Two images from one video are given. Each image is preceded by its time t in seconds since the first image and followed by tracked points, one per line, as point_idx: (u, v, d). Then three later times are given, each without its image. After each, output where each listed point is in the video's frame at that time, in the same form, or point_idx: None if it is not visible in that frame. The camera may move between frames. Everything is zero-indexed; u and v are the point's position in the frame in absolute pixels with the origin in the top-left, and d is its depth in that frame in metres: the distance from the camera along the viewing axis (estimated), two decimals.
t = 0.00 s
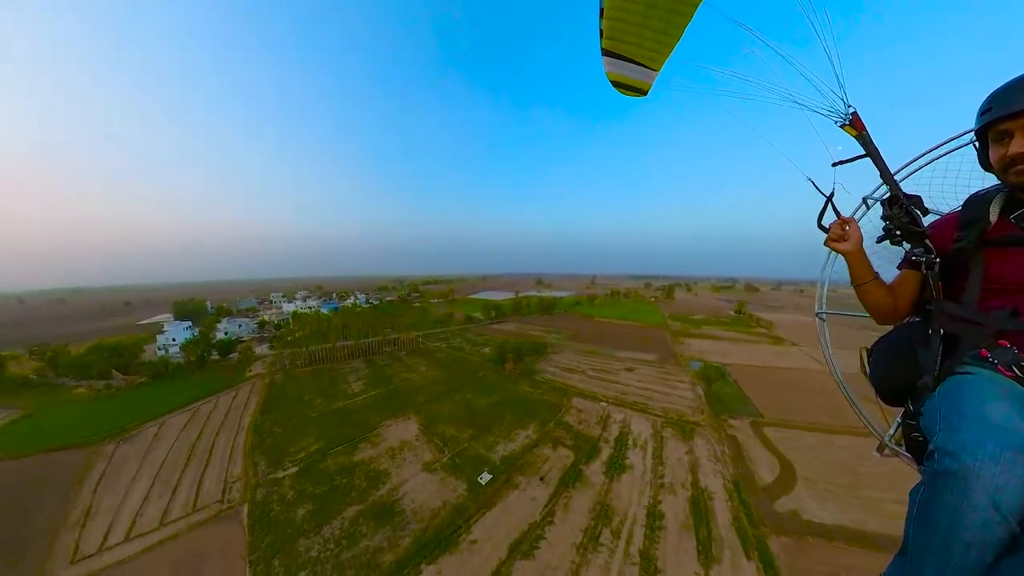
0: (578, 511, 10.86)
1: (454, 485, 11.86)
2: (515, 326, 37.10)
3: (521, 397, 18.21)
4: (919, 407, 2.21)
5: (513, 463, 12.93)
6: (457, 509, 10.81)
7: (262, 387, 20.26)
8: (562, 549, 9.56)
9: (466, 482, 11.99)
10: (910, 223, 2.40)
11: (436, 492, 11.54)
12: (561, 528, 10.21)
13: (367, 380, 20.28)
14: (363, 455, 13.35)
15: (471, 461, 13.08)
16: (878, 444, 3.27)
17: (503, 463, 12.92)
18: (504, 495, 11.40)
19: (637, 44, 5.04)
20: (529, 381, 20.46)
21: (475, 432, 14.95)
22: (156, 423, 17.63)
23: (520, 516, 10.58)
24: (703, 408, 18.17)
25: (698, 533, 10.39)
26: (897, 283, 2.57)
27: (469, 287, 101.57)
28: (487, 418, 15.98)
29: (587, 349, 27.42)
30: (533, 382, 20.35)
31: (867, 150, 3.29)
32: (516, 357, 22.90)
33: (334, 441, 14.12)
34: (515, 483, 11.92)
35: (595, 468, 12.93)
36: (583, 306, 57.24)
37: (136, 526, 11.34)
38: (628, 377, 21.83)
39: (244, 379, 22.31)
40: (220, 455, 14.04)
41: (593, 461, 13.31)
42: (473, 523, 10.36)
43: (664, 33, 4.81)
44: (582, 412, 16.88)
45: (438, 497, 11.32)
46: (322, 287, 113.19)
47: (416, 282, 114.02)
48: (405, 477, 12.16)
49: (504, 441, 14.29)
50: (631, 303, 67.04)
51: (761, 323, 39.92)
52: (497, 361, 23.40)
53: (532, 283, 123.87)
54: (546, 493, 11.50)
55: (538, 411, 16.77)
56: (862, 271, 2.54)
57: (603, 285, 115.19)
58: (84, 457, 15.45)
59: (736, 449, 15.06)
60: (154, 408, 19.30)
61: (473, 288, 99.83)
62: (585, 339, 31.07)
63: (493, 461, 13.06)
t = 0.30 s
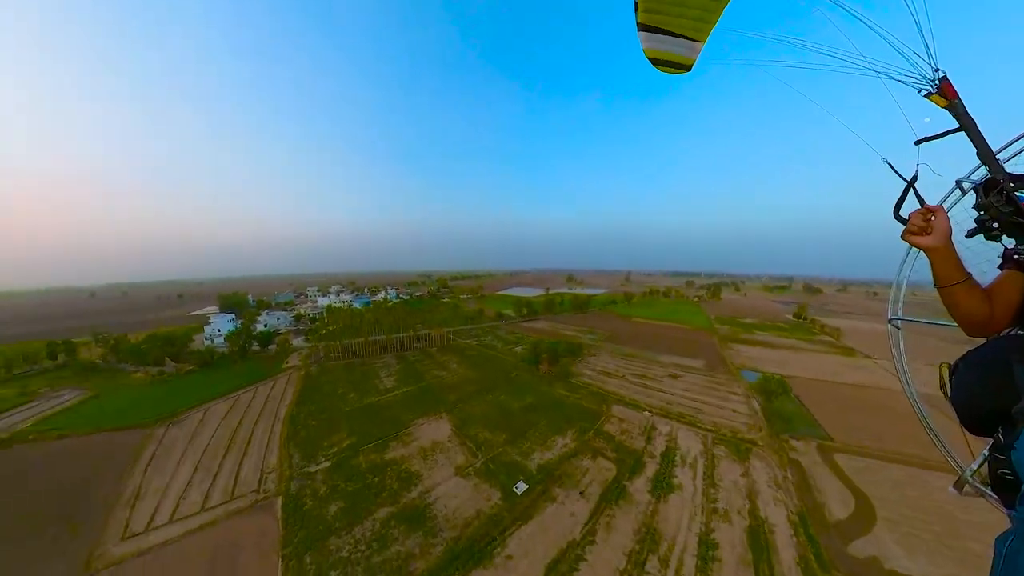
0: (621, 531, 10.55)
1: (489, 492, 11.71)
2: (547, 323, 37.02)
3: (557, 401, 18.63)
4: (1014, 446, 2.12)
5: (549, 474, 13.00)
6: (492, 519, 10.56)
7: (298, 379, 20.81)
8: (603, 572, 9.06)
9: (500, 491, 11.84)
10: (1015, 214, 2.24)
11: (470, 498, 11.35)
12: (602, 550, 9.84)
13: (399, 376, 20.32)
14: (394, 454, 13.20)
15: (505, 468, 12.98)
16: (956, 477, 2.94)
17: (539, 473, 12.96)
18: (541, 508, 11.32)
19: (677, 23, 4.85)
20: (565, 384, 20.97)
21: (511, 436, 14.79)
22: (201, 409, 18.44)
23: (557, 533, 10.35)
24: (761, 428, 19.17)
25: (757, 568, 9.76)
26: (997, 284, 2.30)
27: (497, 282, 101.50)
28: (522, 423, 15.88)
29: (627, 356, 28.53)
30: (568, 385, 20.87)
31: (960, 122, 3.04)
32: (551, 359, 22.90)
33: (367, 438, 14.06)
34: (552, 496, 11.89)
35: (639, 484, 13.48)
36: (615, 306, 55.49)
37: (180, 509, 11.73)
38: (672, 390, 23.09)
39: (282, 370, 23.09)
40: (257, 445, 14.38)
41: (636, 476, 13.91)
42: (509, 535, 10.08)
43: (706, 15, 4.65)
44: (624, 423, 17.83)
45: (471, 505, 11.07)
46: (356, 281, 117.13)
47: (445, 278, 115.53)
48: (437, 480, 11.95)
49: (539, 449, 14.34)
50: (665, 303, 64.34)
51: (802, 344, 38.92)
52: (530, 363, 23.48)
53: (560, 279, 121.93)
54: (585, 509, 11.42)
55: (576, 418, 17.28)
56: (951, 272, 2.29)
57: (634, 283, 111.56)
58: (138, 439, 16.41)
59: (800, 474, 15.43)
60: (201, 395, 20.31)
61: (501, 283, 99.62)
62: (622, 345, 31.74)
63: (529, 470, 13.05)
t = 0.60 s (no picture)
0: (660, 555, 10.34)
1: (517, 503, 11.38)
2: (572, 323, 35.95)
3: (585, 408, 18.34)
4: None
5: (581, 487, 12.85)
6: (522, 534, 10.27)
7: (324, 374, 20.91)
8: None
9: (531, 503, 11.50)
10: None
11: (498, 510, 11.00)
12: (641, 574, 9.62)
13: (423, 374, 20.00)
14: (418, 457, 12.78)
15: (534, 478, 12.67)
16: None
17: (570, 485, 12.78)
18: (574, 524, 11.09)
19: None
20: (595, 389, 20.55)
21: (540, 443, 14.63)
22: (231, 401, 18.77)
23: (592, 552, 10.12)
24: (812, 447, 19.86)
25: None
26: None
27: (518, 280, 100.52)
28: (551, 431, 15.63)
29: (659, 360, 28.34)
30: (598, 389, 20.62)
31: None
32: (580, 363, 22.39)
33: (391, 438, 13.72)
34: (585, 512, 11.69)
35: (678, 503, 13.82)
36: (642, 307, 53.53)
37: (208, 501, 11.74)
38: (710, 399, 23.22)
39: (308, 365, 23.35)
40: (283, 440, 14.34)
41: (675, 494, 14.24)
42: (539, 552, 9.80)
43: None
44: (659, 434, 17.82)
45: (500, 517, 10.76)
46: (380, 277, 119.28)
47: (467, 275, 116.00)
48: (463, 488, 11.60)
49: (569, 459, 14.15)
50: (694, 304, 61.80)
51: (848, 360, 36.88)
52: (558, 365, 23.09)
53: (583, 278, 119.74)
54: (621, 527, 11.28)
55: (607, 426, 17.21)
56: None
57: (660, 283, 107.81)
58: (173, 428, 16.82)
59: (854, 506, 15.94)
60: (232, 387, 20.75)
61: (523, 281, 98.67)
62: (653, 348, 31.22)
63: (559, 482, 12.82)
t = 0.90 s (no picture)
0: None
1: (536, 518, 10.67)
2: (583, 324, 34.98)
3: (602, 414, 17.53)
4: None
5: (603, 499, 12.09)
6: (543, 551, 9.57)
7: (332, 375, 20.41)
8: None
9: (550, 518, 10.80)
10: None
11: (517, 524, 10.31)
12: None
13: (433, 377, 19.33)
14: (430, 466, 12.13)
15: (554, 490, 11.95)
16: None
17: (591, 498, 12.02)
18: (597, 540, 10.35)
19: None
20: (611, 394, 19.69)
21: (557, 452, 13.88)
22: (238, 402, 18.37)
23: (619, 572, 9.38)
24: (841, 459, 18.77)
25: None
26: None
27: (527, 279, 99.57)
28: (568, 438, 14.87)
29: (676, 363, 27.42)
30: (615, 394, 19.85)
31: None
32: (596, 366, 21.59)
33: (402, 445, 13.09)
34: (609, 527, 10.93)
35: (706, 518, 13.01)
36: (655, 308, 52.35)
37: (214, 509, 11.24)
38: (731, 405, 22.25)
39: (317, 365, 22.91)
40: (291, 444, 13.83)
41: (702, 508, 13.43)
42: (563, 572, 9.09)
43: None
44: (681, 443, 17.09)
45: (519, 532, 10.07)
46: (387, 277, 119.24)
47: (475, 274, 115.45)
48: (480, 500, 10.94)
49: (589, 470, 13.45)
50: (708, 305, 60.32)
51: (873, 365, 35.20)
52: (572, 368, 22.32)
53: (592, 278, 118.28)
54: (648, 545, 10.49)
55: (627, 432, 16.51)
56: None
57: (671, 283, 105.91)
58: (180, 429, 16.43)
59: (891, 521, 14.96)
60: (240, 387, 20.37)
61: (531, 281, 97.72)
62: (669, 350, 30.24)
63: (579, 494, 12.08)
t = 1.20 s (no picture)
0: None
1: (557, 535, 9.97)
2: (594, 326, 34.14)
3: (619, 421, 16.77)
4: None
5: (626, 514, 11.37)
6: (565, 572, 8.89)
7: (339, 377, 19.90)
8: None
9: (571, 534, 10.11)
10: None
11: (535, 542, 9.64)
12: None
13: (442, 380, 18.63)
14: (442, 477, 11.51)
15: (573, 503, 11.26)
16: None
17: (613, 513, 11.30)
18: (622, 559, 9.65)
19: None
20: (628, 399, 18.90)
21: (574, 463, 13.19)
22: (244, 404, 17.91)
23: None
24: (872, 471, 17.73)
25: None
26: None
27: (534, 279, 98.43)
28: (585, 448, 14.17)
29: (692, 367, 26.53)
30: (632, 400, 19.07)
31: None
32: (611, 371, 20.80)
33: (412, 454, 12.47)
34: (634, 545, 10.20)
35: (735, 535, 12.20)
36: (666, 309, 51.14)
37: (216, 519, 10.70)
38: (752, 412, 21.37)
39: (324, 366, 22.44)
40: (296, 450, 13.31)
41: (729, 524, 12.63)
42: None
43: None
44: (703, 453, 16.36)
45: (538, 550, 9.39)
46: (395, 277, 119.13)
47: (482, 274, 114.92)
48: (496, 514, 10.29)
49: (609, 482, 12.76)
50: (720, 306, 58.94)
51: (898, 370, 33.70)
52: (586, 373, 21.53)
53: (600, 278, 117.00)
54: (677, 565, 9.75)
55: (646, 441, 15.78)
56: None
57: (681, 283, 104.12)
58: (185, 432, 16.01)
59: (930, 537, 13.99)
60: (246, 388, 19.94)
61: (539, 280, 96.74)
62: (684, 353, 29.34)
63: (600, 509, 11.38)
